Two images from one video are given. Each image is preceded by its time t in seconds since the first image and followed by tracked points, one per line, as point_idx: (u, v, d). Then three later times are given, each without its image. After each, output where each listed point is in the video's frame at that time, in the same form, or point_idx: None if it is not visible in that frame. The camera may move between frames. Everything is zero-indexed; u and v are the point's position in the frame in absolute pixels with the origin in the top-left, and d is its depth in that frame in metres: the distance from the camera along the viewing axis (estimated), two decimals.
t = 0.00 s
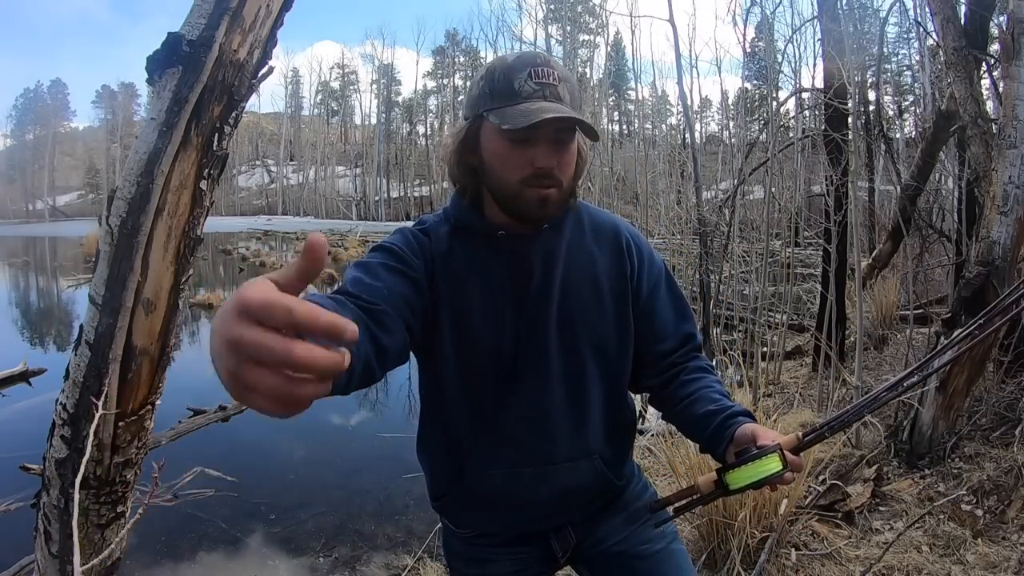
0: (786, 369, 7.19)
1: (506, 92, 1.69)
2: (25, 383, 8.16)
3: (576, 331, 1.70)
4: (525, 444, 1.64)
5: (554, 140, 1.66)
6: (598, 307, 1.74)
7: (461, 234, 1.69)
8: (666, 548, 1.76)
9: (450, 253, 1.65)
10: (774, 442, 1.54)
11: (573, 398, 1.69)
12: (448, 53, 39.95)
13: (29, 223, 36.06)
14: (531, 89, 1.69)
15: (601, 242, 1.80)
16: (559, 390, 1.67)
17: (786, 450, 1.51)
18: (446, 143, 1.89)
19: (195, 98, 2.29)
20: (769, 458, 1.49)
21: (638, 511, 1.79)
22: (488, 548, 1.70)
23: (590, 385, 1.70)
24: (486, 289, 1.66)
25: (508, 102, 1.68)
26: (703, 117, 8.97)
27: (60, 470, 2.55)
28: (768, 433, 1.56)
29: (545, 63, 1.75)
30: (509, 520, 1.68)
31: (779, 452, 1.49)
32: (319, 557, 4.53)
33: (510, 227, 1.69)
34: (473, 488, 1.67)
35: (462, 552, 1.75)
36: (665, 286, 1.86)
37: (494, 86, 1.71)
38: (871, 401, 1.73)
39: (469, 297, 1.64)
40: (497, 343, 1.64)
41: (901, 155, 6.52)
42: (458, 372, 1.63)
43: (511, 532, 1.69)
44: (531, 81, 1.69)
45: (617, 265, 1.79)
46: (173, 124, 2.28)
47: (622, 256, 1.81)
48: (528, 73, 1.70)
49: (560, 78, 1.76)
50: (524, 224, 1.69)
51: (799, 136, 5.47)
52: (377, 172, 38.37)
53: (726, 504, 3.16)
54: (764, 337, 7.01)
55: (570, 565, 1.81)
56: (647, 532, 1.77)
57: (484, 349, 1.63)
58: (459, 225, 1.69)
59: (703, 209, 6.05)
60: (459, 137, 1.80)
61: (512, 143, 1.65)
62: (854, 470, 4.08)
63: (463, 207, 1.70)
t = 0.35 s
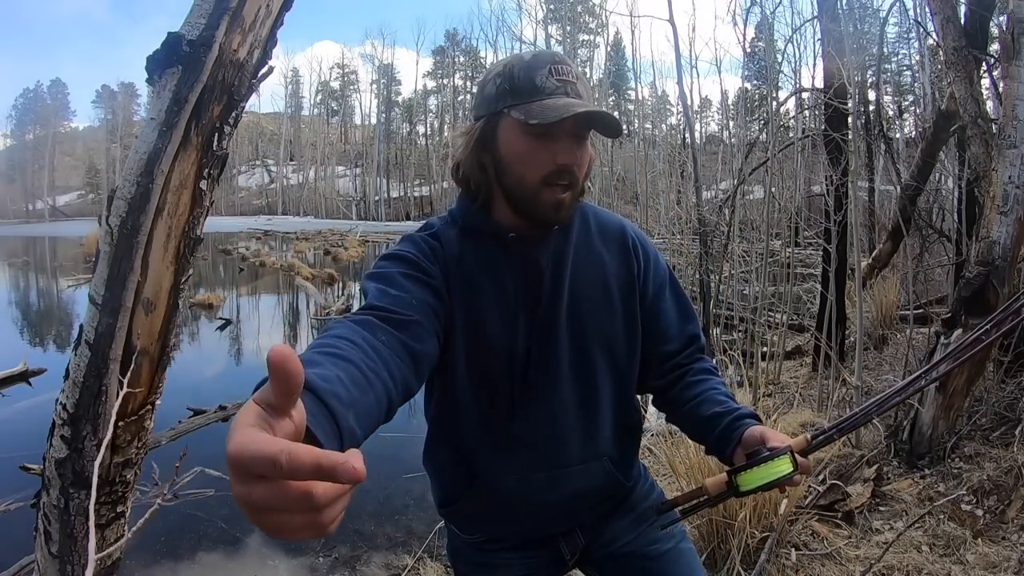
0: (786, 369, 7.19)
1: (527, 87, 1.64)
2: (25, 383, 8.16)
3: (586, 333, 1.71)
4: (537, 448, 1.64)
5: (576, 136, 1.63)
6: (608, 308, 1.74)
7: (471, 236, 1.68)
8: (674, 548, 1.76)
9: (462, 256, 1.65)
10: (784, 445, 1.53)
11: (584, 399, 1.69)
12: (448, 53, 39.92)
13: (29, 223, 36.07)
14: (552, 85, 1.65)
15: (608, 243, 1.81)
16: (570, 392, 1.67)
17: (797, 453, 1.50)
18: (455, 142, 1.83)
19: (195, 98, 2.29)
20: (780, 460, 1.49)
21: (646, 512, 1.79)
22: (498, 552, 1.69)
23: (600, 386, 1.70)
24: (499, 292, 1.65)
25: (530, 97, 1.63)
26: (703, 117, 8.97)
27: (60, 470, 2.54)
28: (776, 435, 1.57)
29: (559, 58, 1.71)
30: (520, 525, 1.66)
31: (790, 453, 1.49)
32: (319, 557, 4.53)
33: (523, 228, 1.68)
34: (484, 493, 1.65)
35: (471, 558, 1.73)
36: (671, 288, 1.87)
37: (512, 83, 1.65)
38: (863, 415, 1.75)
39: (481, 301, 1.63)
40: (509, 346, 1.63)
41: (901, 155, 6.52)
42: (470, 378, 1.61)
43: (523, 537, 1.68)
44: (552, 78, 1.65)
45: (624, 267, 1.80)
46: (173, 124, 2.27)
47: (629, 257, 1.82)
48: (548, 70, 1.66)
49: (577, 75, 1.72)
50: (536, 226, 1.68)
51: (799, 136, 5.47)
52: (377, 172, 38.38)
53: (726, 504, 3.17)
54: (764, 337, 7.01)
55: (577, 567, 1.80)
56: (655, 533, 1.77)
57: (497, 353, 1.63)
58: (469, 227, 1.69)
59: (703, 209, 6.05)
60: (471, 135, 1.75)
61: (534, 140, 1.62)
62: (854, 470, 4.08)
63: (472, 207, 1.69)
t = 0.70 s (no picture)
0: (786, 369, 7.19)
1: (520, 87, 1.64)
2: (25, 383, 8.16)
3: (589, 334, 1.71)
4: (541, 451, 1.63)
5: (570, 133, 1.63)
6: (612, 310, 1.74)
7: (473, 236, 1.68)
8: (680, 552, 1.76)
9: (462, 257, 1.65)
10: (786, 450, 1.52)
11: (586, 402, 1.69)
12: (448, 53, 39.90)
13: (29, 223, 36.04)
14: (545, 84, 1.64)
15: (612, 246, 1.81)
16: (572, 394, 1.67)
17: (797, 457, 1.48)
18: (457, 141, 1.84)
19: (195, 98, 2.29)
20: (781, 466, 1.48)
21: (650, 516, 1.79)
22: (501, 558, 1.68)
23: (604, 389, 1.70)
24: (501, 294, 1.65)
25: (522, 97, 1.63)
26: (703, 117, 8.96)
27: (60, 470, 2.54)
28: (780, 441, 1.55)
29: (556, 57, 1.70)
30: (522, 529, 1.65)
31: (790, 459, 1.47)
32: (319, 556, 4.53)
33: (522, 228, 1.69)
34: (484, 496, 1.64)
35: (473, 562, 1.73)
36: (674, 291, 1.88)
37: (507, 82, 1.65)
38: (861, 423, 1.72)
39: (482, 303, 1.63)
40: (512, 349, 1.63)
41: (902, 155, 6.51)
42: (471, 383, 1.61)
43: (525, 542, 1.67)
44: (545, 77, 1.64)
45: (627, 268, 1.80)
46: (173, 124, 2.28)
47: (634, 259, 1.82)
48: (541, 68, 1.65)
49: (574, 73, 1.70)
50: (537, 224, 1.68)
51: (799, 136, 5.47)
52: (377, 172, 38.38)
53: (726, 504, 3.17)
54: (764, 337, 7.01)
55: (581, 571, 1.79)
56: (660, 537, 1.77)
57: (499, 354, 1.62)
58: (470, 227, 1.68)
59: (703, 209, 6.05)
60: (471, 135, 1.76)
61: (527, 139, 1.62)
62: (854, 470, 4.08)
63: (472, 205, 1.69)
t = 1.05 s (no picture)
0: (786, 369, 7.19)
1: (515, 86, 1.64)
2: (25, 383, 8.16)
3: (580, 336, 1.69)
4: (529, 452, 1.65)
5: (566, 130, 1.62)
6: (604, 312, 1.71)
7: (465, 239, 1.72)
8: (679, 560, 1.74)
9: (452, 260, 1.70)
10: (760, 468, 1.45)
11: (578, 405, 1.67)
12: (448, 53, 39.88)
13: (29, 223, 36.02)
14: (540, 83, 1.63)
15: (609, 245, 1.78)
16: (563, 398, 1.66)
17: (771, 473, 1.40)
18: (451, 142, 1.84)
19: (195, 98, 2.30)
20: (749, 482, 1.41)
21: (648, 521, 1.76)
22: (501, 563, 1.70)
23: (598, 392, 1.68)
24: (488, 297, 1.68)
25: (519, 95, 1.63)
26: (703, 117, 8.96)
27: (60, 470, 2.54)
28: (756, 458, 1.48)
29: (551, 56, 1.70)
30: (517, 529, 1.68)
31: (761, 476, 1.39)
32: (319, 556, 4.52)
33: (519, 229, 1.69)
34: (482, 495, 1.69)
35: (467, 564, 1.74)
36: (677, 292, 1.83)
37: (504, 83, 1.66)
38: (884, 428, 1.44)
39: (469, 307, 1.67)
40: (499, 351, 1.65)
41: (901, 155, 6.51)
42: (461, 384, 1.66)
43: (518, 544, 1.69)
44: (540, 76, 1.64)
45: (624, 267, 1.76)
46: (173, 124, 2.28)
47: (632, 258, 1.78)
48: (536, 67, 1.65)
49: (568, 72, 1.70)
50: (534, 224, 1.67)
51: (798, 136, 5.47)
52: (377, 172, 38.39)
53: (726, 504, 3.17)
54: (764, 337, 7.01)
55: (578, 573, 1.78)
56: (659, 543, 1.75)
57: (486, 357, 1.65)
58: (462, 231, 1.72)
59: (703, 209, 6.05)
60: (466, 136, 1.76)
61: (523, 137, 1.61)
62: (854, 470, 4.08)
63: (465, 207, 1.72)
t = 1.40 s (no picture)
0: (786, 369, 7.19)
1: (473, 85, 1.68)
2: (25, 383, 8.15)
3: (570, 336, 1.68)
4: (515, 449, 1.64)
5: (526, 122, 1.66)
6: (594, 313, 1.71)
7: (456, 238, 1.73)
8: (669, 562, 1.72)
9: (444, 257, 1.71)
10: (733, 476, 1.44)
11: (567, 405, 1.67)
12: (449, 53, 39.86)
13: (29, 223, 35.99)
14: (496, 78, 1.65)
15: (601, 246, 1.77)
16: (550, 398, 1.66)
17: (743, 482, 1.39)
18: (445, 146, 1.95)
19: (195, 97, 2.30)
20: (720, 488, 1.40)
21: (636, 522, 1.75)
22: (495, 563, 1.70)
23: (585, 393, 1.68)
24: (479, 296, 1.68)
25: (475, 93, 1.67)
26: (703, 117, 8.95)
27: (60, 470, 2.54)
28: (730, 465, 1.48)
29: (517, 50, 1.69)
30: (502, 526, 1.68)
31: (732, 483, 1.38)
32: (319, 556, 4.52)
33: (496, 223, 1.72)
34: (468, 492, 1.69)
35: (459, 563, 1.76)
36: (670, 294, 1.80)
37: (467, 82, 1.70)
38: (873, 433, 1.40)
39: (459, 305, 1.67)
40: (487, 350, 1.65)
41: (901, 155, 6.51)
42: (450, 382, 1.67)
43: (506, 542, 1.70)
44: (497, 71, 1.65)
45: (615, 268, 1.76)
46: (173, 124, 2.28)
47: (623, 260, 1.77)
48: (494, 63, 1.66)
49: (532, 64, 1.68)
50: (510, 219, 1.71)
51: (799, 136, 5.47)
52: (377, 172, 38.40)
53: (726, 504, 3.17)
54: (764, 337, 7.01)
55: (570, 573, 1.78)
56: (649, 546, 1.73)
57: (474, 356, 1.65)
58: (454, 231, 1.74)
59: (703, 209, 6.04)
60: (449, 138, 1.85)
61: (482, 133, 1.66)
62: (854, 470, 4.08)
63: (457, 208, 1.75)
